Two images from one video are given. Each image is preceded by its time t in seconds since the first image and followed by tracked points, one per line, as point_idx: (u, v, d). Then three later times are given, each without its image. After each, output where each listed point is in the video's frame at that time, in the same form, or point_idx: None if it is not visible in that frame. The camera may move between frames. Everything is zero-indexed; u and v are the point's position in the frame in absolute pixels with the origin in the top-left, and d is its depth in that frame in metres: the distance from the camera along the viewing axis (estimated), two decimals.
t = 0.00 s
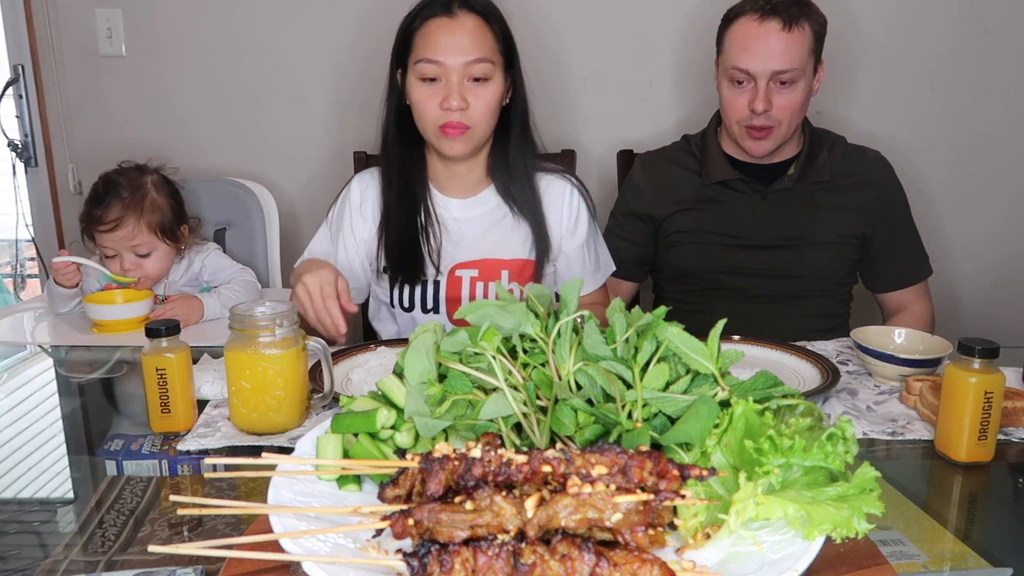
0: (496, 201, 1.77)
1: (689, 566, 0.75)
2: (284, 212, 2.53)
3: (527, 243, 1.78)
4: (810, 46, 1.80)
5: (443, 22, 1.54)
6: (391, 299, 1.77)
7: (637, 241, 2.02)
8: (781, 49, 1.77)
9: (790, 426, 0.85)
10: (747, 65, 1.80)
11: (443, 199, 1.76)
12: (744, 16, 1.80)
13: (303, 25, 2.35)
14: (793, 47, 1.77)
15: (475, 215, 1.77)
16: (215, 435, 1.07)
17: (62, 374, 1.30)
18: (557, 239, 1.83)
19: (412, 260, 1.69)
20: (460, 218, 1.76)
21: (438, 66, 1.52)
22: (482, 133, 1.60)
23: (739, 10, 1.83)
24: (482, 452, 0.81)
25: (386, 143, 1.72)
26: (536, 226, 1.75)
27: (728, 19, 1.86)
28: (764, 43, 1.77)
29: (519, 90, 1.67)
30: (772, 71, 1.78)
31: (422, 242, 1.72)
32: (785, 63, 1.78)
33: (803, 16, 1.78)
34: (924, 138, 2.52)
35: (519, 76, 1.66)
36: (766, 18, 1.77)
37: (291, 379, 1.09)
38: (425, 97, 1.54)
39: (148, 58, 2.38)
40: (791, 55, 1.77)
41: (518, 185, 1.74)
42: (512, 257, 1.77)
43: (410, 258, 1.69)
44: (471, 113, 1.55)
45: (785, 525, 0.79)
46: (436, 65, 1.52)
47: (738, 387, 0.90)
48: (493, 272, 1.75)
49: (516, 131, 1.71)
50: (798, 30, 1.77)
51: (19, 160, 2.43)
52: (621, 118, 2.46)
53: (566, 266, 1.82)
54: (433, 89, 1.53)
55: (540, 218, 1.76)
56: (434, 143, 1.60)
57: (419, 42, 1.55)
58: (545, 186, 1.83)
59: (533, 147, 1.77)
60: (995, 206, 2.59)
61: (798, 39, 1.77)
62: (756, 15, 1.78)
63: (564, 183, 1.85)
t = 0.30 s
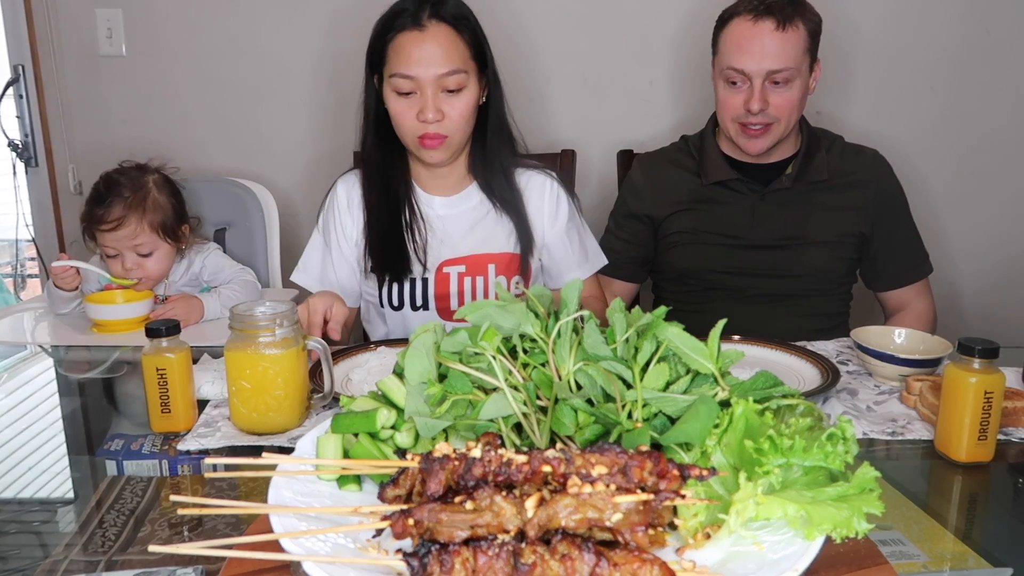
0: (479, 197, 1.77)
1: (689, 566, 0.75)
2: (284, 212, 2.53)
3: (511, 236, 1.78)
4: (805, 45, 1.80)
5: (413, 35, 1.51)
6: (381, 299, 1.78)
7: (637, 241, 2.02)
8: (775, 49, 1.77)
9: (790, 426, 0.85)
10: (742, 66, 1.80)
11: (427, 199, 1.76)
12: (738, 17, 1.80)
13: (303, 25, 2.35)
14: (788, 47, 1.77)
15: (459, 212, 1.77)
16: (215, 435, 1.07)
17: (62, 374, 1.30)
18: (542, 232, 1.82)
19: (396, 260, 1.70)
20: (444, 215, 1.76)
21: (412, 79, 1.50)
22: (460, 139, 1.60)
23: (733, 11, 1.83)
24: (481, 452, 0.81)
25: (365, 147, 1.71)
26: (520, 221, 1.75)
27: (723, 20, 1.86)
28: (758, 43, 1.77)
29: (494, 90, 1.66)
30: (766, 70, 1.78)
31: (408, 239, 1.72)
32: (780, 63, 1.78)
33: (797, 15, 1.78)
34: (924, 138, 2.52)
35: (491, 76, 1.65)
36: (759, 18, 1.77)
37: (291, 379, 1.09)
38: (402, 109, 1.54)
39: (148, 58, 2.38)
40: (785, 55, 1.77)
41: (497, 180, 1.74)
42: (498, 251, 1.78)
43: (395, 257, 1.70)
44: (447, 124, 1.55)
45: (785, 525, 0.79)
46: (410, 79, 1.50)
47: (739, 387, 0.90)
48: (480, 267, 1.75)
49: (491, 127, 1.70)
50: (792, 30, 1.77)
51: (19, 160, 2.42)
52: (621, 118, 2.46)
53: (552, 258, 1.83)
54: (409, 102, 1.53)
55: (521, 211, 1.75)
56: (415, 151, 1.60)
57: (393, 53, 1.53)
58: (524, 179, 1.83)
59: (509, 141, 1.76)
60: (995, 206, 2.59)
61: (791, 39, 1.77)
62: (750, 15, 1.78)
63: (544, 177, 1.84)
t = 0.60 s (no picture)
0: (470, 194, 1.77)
1: (688, 565, 0.75)
2: (285, 212, 2.54)
3: (503, 232, 1.78)
4: (796, 46, 1.80)
5: (402, 29, 1.52)
6: (373, 298, 1.78)
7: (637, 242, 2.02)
8: (765, 49, 1.77)
9: (790, 426, 0.85)
10: (732, 67, 1.80)
11: (418, 198, 1.76)
12: (730, 18, 1.81)
13: (303, 25, 2.35)
14: (778, 48, 1.77)
15: (449, 210, 1.77)
16: (215, 435, 1.07)
17: (63, 374, 1.30)
18: (533, 228, 1.82)
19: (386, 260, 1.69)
20: (434, 213, 1.76)
21: (402, 74, 1.51)
22: (451, 135, 1.60)
23: (726, 13, 1.84)
24: (481, 452, 0.81)
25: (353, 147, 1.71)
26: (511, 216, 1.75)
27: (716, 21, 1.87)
28: (749, 45, 1.77)
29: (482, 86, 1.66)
30: (756, 71, 1.79)
31: (399, 238, 1.72)
32: (770, 63, 1.78)
33: (789, 17, 1.78)
34: (924, 138, 2.52)
35: (479, 71, 1.65)
36: (750, 19, 1.77)
37: (291, 379, 1.09)
38: (393, 106, 1.54)
39: (149, 58, 2.39)
40: (775, 55, 1.77)
41: (486, 177, 1.74)
42: (489, 247, 1.78)
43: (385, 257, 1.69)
44: (440, 118, 1.55)
45: (785, 524, 0.79)
46: (400, 74, 1.50)
47: (738, 387, 0.90)
48: (471, 264, 1.75)
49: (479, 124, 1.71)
50: (782, 30, 1.77)
51: (20, 161, 2.38)
52: (622, 118, 2.46)
53: (545, 254, 1.83)
54: (400, 98, 1.53)
55: (510, 208, 1.75)
56: (407, 148, 1.60)
57: (382, 50, 1.53)
58: (514, 175, 1.83)
59: (497, 138, 1.76)
60: (995, 206, 2.59)
61: (782, 40, 1.77)
62: (742, 17, 1.79)
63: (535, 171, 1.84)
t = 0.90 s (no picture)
0: (470, 195, 1.77)
1: (688, 565, 0.75)
2: (285, 212, 2.54)
3: (503, 234, 1.78)
4: (795, 46, 1.80)
5: (402, 28, 1.52)
6: (371, 300, 1.78)
7: (637, 242, 2.02)
8: (764, 49, 1.77)
9: (790, 426, 0.85)
10: (731, 66, 1.80)
11: (416, 198, 1.75)
12: (730, 18, 1.81)
13: (303, 25, 2.35)
14: (777, 47, 1.77)
15: (448, 212, 1.76)
16: (215, 435, 1.07)
17: (63, 374, 1.30)
18: (533, 230, 1.82)
19: (383, 262, 1.69)
20: (433, 214, 1.76)
21: (402, 73, 1.50)
22: (451, 135, 1.60)
23: (726, 12, 1.84)
24: (481, 452, 0.81)
25: (351, 147, 1.71)
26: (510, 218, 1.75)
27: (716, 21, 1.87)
28: (748, 44, 1.77)
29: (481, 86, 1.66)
30: (755, 70, 1.78)
31: (396, 241, 1.71)
32: (769, 63, 1.78)
33: (788, 16, 1.78)
34: (924, 138, 2.52)
35: (479, 70, 1.65)
36: (749, 19, 1.77)
37: (291, 379, 1.09)
38: (393, 105, 1.54)
39: (148, 59, 2.39)
40: (774, 55, 1.77)
41: (486, 178, 1.75)
42: (488, 249, 1.78)
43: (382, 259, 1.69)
44: (439, 118, 1.55)
45: (785, 525, 0.79)
46: (400, 73, 1.50)
47: (738, 387, 0.90)
48: (470, 266, 1.75)
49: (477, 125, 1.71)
50: (781, 30, 1.77)
51: (20, 161, 2.39)
52: (621, 118, 2.46)
53: (545, 255, 1.83)
54: (399, 97, 1.53)
55: (510, 210, 1.75)
56: (406, 148, 1.60)
57: (382, 49, 1.53)
58: (515, 176, 1.83)
59: (497, 139, 1.76)
60: (995, 205, 2.59)
61: (781, 39, 1.77)
62: (741, 16, 1.79)
63: (534, 172, 1.84)
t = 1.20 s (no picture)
0: (474, 196, 1.77)
1: (689, 565, 0.75)
2: (284, 212, 2.54)
3: (507, 238, 1.78)
4: (795, 42, 1.80)
5: (423, 28, 1.51)
6: (374, 302, 1.78)
7: (637, 242, 2.02)
8: (763, 42, 1.77)
9: (790, 426, 0.85)
10: (729, 59, 1.80)
11: (420, 200, 1.75)
12: (730, 13, 1.82)
13: (303, 25, 2.35)
14: (776, 41, 1.77)
15: (452, 214, 1.77)
16: (215, 435, 1.07)
17: (63, 374, 1.30)
18: (537, 232, 1.83)
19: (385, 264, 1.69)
20: (438, 217, 1.76)
21: (421, 74, 1.50)
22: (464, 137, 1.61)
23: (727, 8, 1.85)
24: (482, 452, 0.81)
25: (357, 146, 1.70)
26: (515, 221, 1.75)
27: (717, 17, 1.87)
28: (747, 36, 1.78)
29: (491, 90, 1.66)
30: (753, 64, 1.78)
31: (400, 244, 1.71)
32: (768, 57, 1.78)
33: (789, 13, 1.79)
34: (924, 138, 2.52)
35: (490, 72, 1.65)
36: (749, 13, 1.78)
37: (291, 379, 1.09)
38: (409, 106, 1.53)
39: (148, 58, 2.39)
40: (773, 49, 1.77)
41: (493, 182, 1.74)
42: (493, 253, 1.78)
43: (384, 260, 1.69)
44: (457, 120, 1.55)
45: (785, 525, 0.79)
46: (419, 74, 1.50)
47: (739, 387, 0.90)
48: (474, 270, 1.75)
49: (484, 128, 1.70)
50: (781, 25, 1.77)
51: (19, 161, 2.37)
52: (621, 118, 2.46)
53: (548, 258, 1.84)
54: (417, 99, 1.52)
55: (517, 215, 1.76)
56: (419, 148, 1.59)
57: (400, 48, 1.52)
58: (520, 177, 1.83)
59: (505, 143, 1.76)
60: (995, 205, 2.59)
61: (780, 34, 1.77)
62: (742, 11, 1.80)
63: (538, 174, 1.84)
